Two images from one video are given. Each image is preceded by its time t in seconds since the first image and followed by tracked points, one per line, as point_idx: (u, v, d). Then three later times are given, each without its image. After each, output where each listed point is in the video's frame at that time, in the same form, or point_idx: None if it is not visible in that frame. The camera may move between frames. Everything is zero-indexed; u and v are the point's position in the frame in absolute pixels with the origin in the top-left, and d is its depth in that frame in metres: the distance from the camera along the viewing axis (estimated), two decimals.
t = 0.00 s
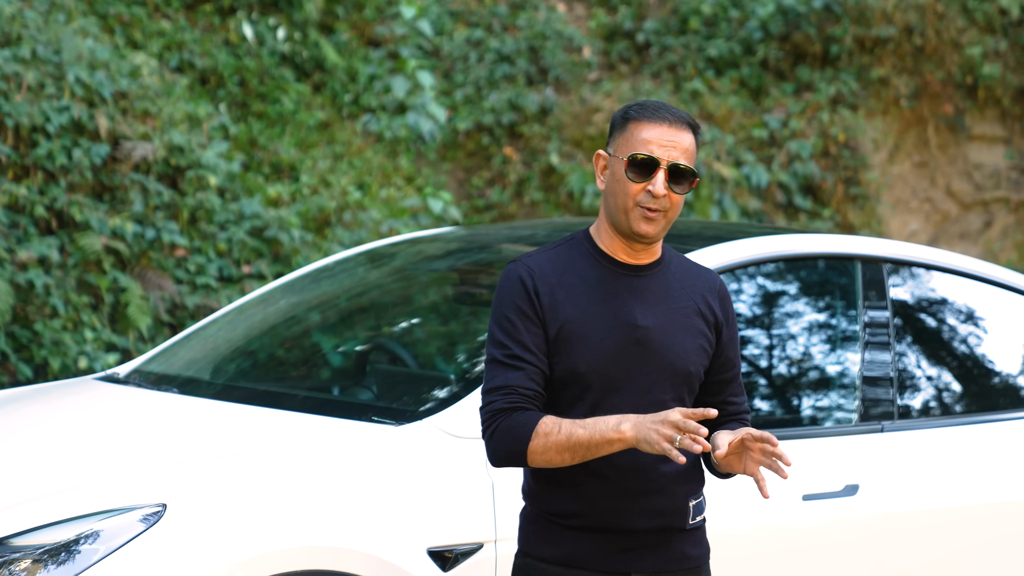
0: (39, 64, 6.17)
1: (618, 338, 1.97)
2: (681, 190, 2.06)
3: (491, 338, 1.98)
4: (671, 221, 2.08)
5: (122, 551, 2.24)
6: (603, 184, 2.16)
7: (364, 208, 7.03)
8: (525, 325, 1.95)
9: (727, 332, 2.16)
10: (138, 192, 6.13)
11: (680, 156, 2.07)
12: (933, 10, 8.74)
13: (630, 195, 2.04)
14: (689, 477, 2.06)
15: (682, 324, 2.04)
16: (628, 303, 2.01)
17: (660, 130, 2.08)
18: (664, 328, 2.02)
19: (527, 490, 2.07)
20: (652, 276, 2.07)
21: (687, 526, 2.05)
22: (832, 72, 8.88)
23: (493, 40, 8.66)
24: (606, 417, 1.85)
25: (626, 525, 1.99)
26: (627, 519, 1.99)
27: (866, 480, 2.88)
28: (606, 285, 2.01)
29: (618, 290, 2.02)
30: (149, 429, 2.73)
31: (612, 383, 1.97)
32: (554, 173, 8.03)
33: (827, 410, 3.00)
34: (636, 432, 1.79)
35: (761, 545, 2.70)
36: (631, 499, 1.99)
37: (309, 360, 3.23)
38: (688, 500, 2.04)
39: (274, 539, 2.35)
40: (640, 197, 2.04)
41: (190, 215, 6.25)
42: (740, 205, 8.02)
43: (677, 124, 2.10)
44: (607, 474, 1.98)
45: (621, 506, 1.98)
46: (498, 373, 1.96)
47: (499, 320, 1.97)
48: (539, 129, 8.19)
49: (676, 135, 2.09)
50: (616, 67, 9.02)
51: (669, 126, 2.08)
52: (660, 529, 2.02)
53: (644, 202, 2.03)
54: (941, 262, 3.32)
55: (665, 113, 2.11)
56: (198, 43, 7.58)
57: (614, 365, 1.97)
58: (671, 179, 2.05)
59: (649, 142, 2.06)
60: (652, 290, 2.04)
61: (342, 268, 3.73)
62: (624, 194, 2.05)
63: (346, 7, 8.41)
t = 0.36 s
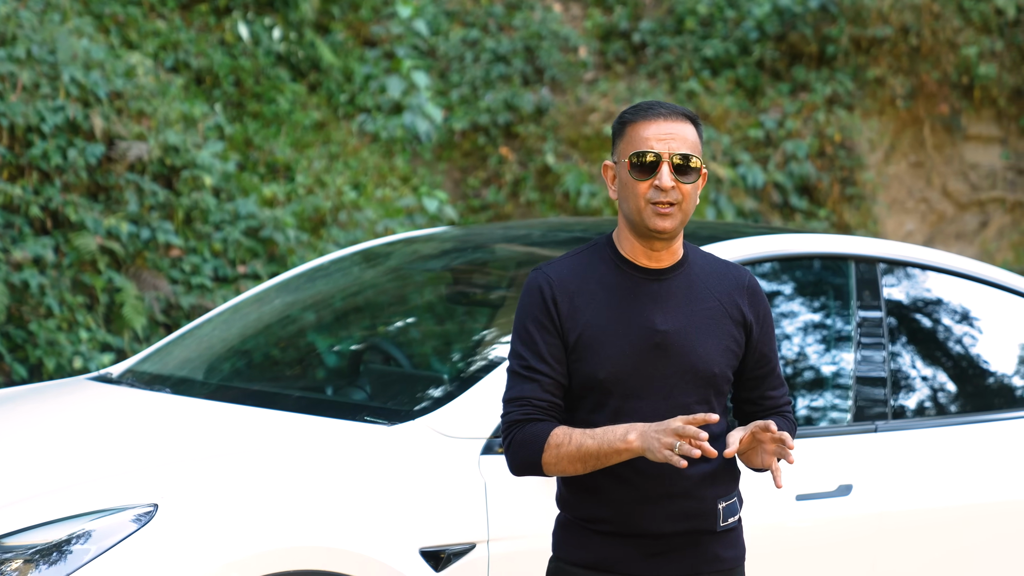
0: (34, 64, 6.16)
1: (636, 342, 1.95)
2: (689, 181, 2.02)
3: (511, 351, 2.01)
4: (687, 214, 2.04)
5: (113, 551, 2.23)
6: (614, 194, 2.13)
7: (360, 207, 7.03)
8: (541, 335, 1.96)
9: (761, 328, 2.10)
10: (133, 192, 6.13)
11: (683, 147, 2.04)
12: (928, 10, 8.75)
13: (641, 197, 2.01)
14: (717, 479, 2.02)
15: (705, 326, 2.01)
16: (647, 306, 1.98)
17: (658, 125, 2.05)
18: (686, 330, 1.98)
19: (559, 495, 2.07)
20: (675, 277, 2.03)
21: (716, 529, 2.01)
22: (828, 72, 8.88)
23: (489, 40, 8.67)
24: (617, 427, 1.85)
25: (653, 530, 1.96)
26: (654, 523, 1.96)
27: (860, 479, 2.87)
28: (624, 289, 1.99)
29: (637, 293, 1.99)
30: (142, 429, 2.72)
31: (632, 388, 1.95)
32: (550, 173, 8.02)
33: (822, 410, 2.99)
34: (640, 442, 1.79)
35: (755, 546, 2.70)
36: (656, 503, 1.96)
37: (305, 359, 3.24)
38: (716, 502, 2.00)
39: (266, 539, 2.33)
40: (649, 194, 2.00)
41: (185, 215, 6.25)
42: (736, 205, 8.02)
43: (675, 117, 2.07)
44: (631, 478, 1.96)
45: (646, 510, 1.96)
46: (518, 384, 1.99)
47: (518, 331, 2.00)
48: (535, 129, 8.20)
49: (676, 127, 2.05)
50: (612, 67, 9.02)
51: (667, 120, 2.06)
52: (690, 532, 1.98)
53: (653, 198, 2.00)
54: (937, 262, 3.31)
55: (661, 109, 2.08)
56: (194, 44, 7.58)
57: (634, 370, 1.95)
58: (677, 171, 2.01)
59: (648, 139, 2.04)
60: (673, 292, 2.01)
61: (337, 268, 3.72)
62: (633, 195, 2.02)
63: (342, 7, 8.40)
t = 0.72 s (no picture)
0: (30, 64, 6.16)
1: (618, 338, 1.94)
2: (671, 167, 2.02)
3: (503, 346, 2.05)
4: (674, 199, 2.03)
5: (106, 551, 2.22)
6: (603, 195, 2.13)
7: (355, 208, 7.02)
8: (526, 330, 2.00)
9: (757, 331, 2.03)
10: (129, 192, 6.13)
11: (662, 135, 2.04)
12: (924, 10, 8.75)
13: (624, 187, 2.01)
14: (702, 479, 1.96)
15: (690, 325, 1.96)
16: (631, 303, 1.96)
17: (636, 117, 2.07)
18: (669, 329, 1.95)
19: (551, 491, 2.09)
20: (664, 276, 2.00)
21: (700, 530, 1.96)
22: (824, 73, 8.89)
23: (485, 41, 8.67)
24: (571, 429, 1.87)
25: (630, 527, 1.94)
26: (631, 521, 1.94)
27: (854, 480, 2.87)
28: (610, 286, 1.99)
29: (622, 291, 1.98)
30: (137, 429, 2.71)
31: (611, 385, 1.94)
32: (546, 174, 8.03)
33: (817, 410, 2.98)
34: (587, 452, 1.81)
35: (750, 546, 2.69)
36: (632, 500, 1.94)
37: (299, 360, 3.21)
38: (699, 502, 1.95)
39: (259, 539, 2.33)
40: (630, 180, 2.01)
41: (180, 215, 6.26)
42: (732, 206, 8.02)
43: (653, 108, 2.09)
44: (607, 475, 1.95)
45: (622, 507, 1.94)
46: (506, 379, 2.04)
47: (509, 326, 2.04)
48: (531, 130, 8.20)
49: (654, 117, 2.07)
50: (609, 68, 9.02)
51: (645, 111, 2.08)
52: (671, 532, 1.95)
53: (634, 183, 2.00)
54: (932, 262, 3.31)
55: (640, 102, 2.11)
56: (189, 44, 7.59)
57: (614, 367, 1.93)
58: (657, 156, 2.02)
59: (626, 127, 2.05)
60: (660, 291, 1.98)
61: (332, 268, 3.72)
62: (615, 183, 2.02)
63: (338, 8, 8.39)
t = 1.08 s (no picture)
0: (28, 62, 6.17)
1: (568, 322, 2.00)
2: (633, 145, 2.06)
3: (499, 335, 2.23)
4: (637, 177, 2.06)
5: (106, 547, 2.22)
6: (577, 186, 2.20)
7: (354, 206, 7.03)
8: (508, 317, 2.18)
9: (713, 317, 1.94)
10: (127, 190, 6.13)
11: (626, 118, 2.10)
12: (924, 9, 8.75)
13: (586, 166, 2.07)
14: (657, 471, 1.95)
15: (639, 310, 1.96)
16: (584, 289, 2.01)
17: (602, 107, 2.14)
18: (616, 313, 1.96)
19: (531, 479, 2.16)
20: (625, 264, 2.02)
21: (650, 522, 1.94)
22: (823, 71, 8.90)
23: (484, 39, 8.67)
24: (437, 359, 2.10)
25: (580, 513, 1.98)
26: (580, 506, 1.97)
27: (853, 477, 2.87)
28: (570, 274, 2.06)
29: (580, 278, 2.04)
30: (137, 425, 2.72)
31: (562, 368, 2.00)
32: (545, 172, 8.06)
33: (816, 408, 2.99)
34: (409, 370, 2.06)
35: (747, 542, 2.70)
36: (581, 486, 1.97)
37: (298, 359, 3.19)
38: (650, 494, 1.94)
39: (259, 535, 2.33)
40: (589, 157, 2.06)
41: (180, 213, 6.27)
42: (731, 204, 8.03)
43: (621, 98, 2.15)
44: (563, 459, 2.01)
45: (572, 491, 1.98)
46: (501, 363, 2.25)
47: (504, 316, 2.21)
48: (530, 128, 8.19)
49: (619, 104, 2.14)
50: (607, 66, 9.03)
51: (612, 100, 2.15)
52: (618, 521, 1.95)
53: (593, 160, 2.05)
54: (930, 259, 3.31)
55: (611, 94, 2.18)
56: (188, 43, 7.59)
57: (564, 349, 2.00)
58: (617, 135, 2.07)
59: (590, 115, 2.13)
60: (614, 277, 2.01)
61: (331, 264, 3.73)
62: (579, 165, 2.08)
63: (337, 6, 8.38)
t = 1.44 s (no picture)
0: (28, 62, 6.17)
1: (511, 327, 2.06)
2: (571, 157, 2.05)
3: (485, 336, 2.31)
4: (578, 187, 2.06)
5: (108, 546, 2.23)
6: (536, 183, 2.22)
7: (354, 206, 7.03)
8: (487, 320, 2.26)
9: (644, 322, 1.92)
10: (127, 190, 6.13)
11: (567, 126, 2.09)
12: (923, 8, 8.78)
13: (527, 180, 2.10)
14: (596, 474, 1.97)
15: (571, 314, 1.98)
16: (527, 294, 2.06)
17: (547, 110, 2.12)
18: (549, 318, 2.00)
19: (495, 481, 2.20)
20: (565, 269, 2.04)
21: (590, 524, 1.95)
22: (823, 71, 8.91)
23: (484, 39, 8.68)
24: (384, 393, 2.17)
25: (523, 513, 2.01)
26: (522, 506, 2.01)
27: (853, 476, 2.87)
28: (519, 279, 2.11)
29: (525, 284, 2.08)
30: (138, 425, 2.72)
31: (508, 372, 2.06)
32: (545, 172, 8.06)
33: (816, 407, 3.00)
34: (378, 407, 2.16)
35: (747, 541, 2.70)
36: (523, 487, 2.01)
37: (298, 358, 3.19)
38: (591, 496, 1.96)
39: (259, 535, 2.33)
40: (530, 170, 2.08)
41: (180, 213, 6.27)
42: (730, 204, 8.04)
43: (565, 100, 2.13)
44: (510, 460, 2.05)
45: (516, 492, 2.02)
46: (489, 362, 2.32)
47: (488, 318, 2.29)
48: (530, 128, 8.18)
49: (563, 109, 2.11)
50: (607, 66, 9.04)
51: (557, 104, 2.12)
52: (556, 524, 1.97)
53: (534, 173, 2.07)
54: (930, 258, 3.31)
55: (558, 94, 2.15)
56: (188, 42, 7.59)
57: (509, 353, 2.06)
58: (556, 146, 2.06)
59: (533, 121, 2.12)
60: (554, 281, 2.04)
61: (331, 264, 3.73)
62: (521, 175, 2.11)
63: (336, 6, 8.39)
